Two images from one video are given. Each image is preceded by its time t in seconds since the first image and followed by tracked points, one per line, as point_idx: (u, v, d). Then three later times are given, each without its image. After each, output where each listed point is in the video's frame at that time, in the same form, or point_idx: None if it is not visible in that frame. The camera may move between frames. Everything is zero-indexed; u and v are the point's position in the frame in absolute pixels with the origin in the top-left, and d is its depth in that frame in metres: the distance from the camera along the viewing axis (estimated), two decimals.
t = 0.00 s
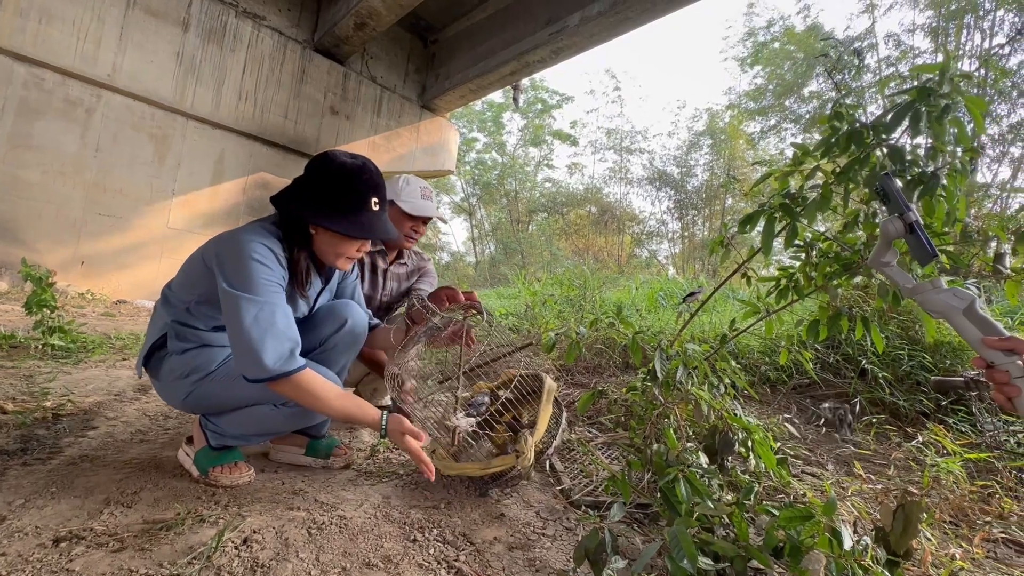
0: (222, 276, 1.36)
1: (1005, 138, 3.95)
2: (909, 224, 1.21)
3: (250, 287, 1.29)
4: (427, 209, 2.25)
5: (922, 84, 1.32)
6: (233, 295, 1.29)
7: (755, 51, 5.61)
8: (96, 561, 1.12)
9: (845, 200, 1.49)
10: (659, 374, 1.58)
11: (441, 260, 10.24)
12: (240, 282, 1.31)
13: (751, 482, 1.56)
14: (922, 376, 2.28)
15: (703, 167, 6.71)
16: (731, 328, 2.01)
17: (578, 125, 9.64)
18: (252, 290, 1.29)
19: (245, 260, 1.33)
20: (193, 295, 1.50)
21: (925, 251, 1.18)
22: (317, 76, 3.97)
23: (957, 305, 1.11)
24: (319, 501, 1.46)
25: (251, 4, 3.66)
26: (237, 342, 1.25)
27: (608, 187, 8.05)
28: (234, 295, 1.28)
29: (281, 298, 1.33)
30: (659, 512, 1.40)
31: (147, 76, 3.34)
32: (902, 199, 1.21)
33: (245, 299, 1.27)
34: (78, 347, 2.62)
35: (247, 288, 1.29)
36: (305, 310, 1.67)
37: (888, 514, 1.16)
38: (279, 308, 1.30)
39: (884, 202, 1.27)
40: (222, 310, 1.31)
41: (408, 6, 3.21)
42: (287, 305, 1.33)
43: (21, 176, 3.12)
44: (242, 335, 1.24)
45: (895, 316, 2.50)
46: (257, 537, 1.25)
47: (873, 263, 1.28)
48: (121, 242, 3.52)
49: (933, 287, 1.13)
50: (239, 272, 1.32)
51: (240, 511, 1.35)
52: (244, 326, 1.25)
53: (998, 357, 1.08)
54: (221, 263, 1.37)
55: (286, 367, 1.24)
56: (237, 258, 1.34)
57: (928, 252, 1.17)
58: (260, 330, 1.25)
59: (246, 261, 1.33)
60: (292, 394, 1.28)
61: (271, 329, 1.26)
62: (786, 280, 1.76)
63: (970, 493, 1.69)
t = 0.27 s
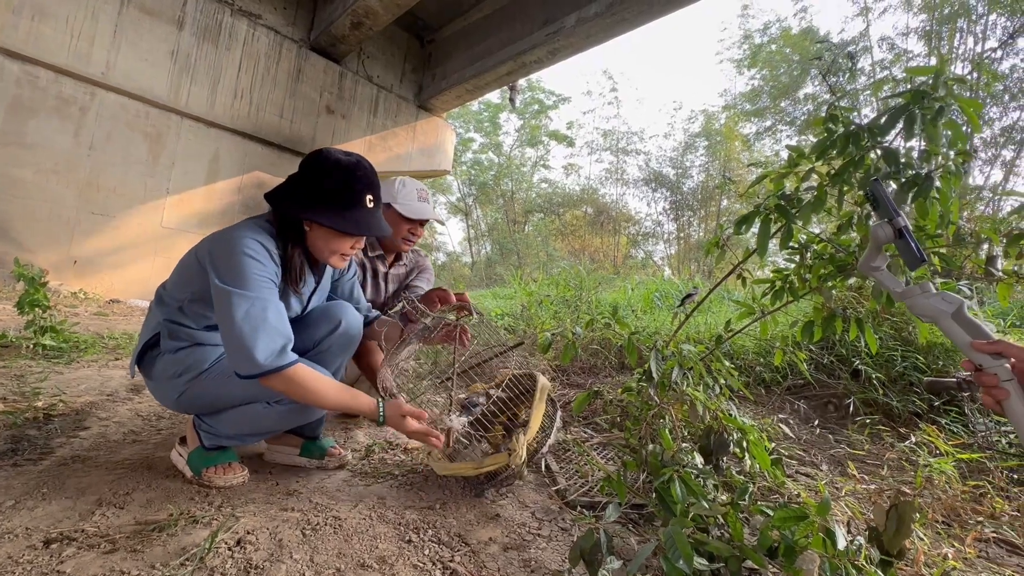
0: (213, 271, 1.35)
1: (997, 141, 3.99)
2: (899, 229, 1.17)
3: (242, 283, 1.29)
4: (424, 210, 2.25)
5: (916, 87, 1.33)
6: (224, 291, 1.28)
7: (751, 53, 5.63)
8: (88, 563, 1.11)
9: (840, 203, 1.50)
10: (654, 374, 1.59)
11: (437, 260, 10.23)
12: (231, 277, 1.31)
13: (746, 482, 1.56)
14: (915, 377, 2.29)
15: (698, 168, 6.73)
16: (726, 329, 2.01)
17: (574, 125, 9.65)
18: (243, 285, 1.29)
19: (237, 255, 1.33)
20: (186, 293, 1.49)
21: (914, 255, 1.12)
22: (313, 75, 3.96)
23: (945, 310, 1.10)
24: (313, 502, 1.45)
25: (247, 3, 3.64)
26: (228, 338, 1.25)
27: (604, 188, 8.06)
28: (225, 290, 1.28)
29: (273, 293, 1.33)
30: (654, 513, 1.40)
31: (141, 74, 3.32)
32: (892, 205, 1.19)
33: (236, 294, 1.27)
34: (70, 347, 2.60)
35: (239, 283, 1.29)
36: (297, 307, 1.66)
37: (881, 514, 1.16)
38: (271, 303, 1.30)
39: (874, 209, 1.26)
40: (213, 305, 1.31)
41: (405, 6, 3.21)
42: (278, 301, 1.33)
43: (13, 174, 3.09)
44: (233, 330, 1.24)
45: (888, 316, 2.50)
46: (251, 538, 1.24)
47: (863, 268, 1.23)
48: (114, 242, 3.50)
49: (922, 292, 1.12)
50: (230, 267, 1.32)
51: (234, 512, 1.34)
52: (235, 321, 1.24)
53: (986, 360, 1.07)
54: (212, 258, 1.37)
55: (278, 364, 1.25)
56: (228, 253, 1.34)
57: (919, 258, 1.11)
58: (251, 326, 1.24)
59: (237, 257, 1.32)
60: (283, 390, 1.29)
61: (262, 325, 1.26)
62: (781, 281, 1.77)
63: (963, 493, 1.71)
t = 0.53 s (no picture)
0: (198, 271, 1.35)
1: (989, 144, 4.02)
2: (887, 233, 1.17)
3: (226, 281, 1.29)
4: (419, 211, 2.25)
5: (912, 92, 1.33)
6: (208, 289, 1.29)
7: (747, 56, 5.65)
8: (77, 564, 1.10)
9: (835, 205, 1.51)
10: (649, 375, 1.59)
11: (433, 260, 10.21)
12: (215, 275, 1.31)
13: (740, 482, 1.56)
14: (908, 378, 2.30)
15: (694, 170, 6.74)
16: (721, 330, 2.01)
17: (571, 126, 9.66)
18: (227, 284, 1.29)
19: (221, 254, 1.33)
20: (173, 292, 1.49)
21: (900, 258, 1.14)
22: (309, 74, 3.94)
23: (935, 312, 1.09)
24: (306, 503, 1.45)
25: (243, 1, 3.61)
26: (210, 336, 1.25)
27: (600, 188, 8.07)
28: (208, 288, 1.28)
29: (257, 292, 1.33)
30: (649, 513, 1.40)
31: (135, 72, 3.29)
32: (881, 209, 1.21)
33: (219, 292, 1.27)
34: (62, 347, 2.58)
35: (223, 282, 1.29)
36: (287, 309, 1.65)
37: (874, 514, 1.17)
38: (254, 302, 1.30)
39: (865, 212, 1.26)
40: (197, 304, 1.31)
41: (401, 6, 3.20)
42: (262, 300, 1.33)
43: (4, 172, 3.07)
44: (215, 328, 1.24)
45: (883, 318, 2.48)
46: (243, 539, 1.23)
47: (853, 271, 1.24)
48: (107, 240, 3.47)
49: (912, 295, 1.11)
50: (215, 266, 1.32)
51: (226, 513, 1.34)
52: (218, 319, 1.25)
53: (974, 362, 1.06)
54: (197, 258, 1.37)
55: (259, 361, 1.24)
56: (213, 253, 1.34)
57: (905, 261, 1.13)
58: (232, 324, 1.25)
59: (222, 256, 1.33)
60: (265, 388, 1.28)
61: (244, 323, 1.26)
62: (776, 283, 1.77)
63: (955, 493, 1.72)
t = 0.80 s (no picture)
0: (184, 273, 1.35)
1: (980, 147, 4.06)
2: (880, 232, 1.18)
3: (211, 283, 1.29)
4: (413, 210, 2.24)
5: (904, 94, 1.35)
6: (193, 292, 1.29)
7: (742, 58, 5.67)
8: (66, 567, 1.09)
9: (828, 207, 1.51)
10: (643, 376, 1.59)
11: (428, 261, 10.20)
12: (201, 277, 1.31)
13: (734, 483, 1.57)
14: (900, 379, 2.31)
15: (689, 171, 6.76)
16: (715, 331, 2.02)
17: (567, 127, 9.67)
18: (212, 286, 1.29)
19: (207, 256, 1.33)
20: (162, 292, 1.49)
21: (894, 258, 1.12)
22: (304, 73, 3.92)
23: (926, 312, 1.08)
24: (299, 504, 1.44)
25: None
26: (197, 338, 1.25)
27: (596, 189, 8.08)
28: (194, 290, 1.28)
29: (244, 293, 1.32)
30: (643, 514, 1.40)
31: (129, 70, 3.27)
32: (875, 209, 1.20)
33: (204, 294, 1.27)
34: (53, 346, 2.56)
35: (208, 283, 1.29)
36: (277, 309, 1.65)
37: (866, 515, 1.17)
38: (240, 304, 1.29)
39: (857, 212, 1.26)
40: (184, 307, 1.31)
41: (397, 6, 3.19)
42: (249, 301, 1.33)
43: None
44: (202, 331, 1.24)
45: (874, 319, 2.50)
46: (235, 541, 1.23)
47: (846, 270, 1.24)
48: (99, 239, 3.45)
49: (903, 294, 1.11)
50: (200, 268, 1.32)
51: (217, 515, 1.33)
52: (204, 321, 1.25)
53: (965, 362, 1.05)
54: (184, 259, 1.37)
55: (245, 363, 1.24)
56: (199, 255, 1.34)
57: (898, 260, 1.11)
58: (218, 326, 1.25)
59: (207, 257, 1.33)
60: (253, 390, 1.28)
61: (230, 324, 1.26)
62: (770, 284, 1.78)
63: (946, 493, 1.73)
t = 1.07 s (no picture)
0: (177, 274, 1.34)
1: (972, 150, 4.09)
2: (873, 232, 1.17)
3: (203, 284, 1.29)
4: (408, 211, 2.24)
5: (894, 95, 1.36)
6: (185, 294, 1.28)
7: (737, 60, 5.70)
8: (54, 569, 1.09)
9: (821, 208, 1.52)
10: (637, 377, 1.59)
11: (424, 261, 10.18)
12: (193, 279, 1.30)
13: (727, 484, 1.57)
14: (892, 380, 2.33)
15: (685, 173, 6.78)
16: (710, 331, 2.02)
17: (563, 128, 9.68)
18: (204, 288, 1.28)
19: (199, 257, 1.32)
20: (157, 292, 1.48)
21: (886, 258, 1.12)
22: (299, 72, 3.91)
23: (917, 312, 1.09)
24: (292, 506, 1.43)
25: None
26: (188, 341, 1.25)
27: (592, 190, 8.09)
28: (185, 292, 1.28)
29: (236, 295, 1.32)
30: (637, 515, 1.41)
31: (122, 68, 3.25)
32: (868, 208, 1.20)
33: (196, 296, 1.27)
34: (44, 346, 2.53)
35: (200, 285, 1.29)
36: (274, 310, 1.64)
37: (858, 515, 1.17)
38: (232, 305, 1.29)
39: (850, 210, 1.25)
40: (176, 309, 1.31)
41: (394, 6, 3.18)
42: (241, 302, 1.32)
43: None
44: (193, 332, 1.24)
45: (867, 320, 2.52)
46: (226, 543, 1.22)
47: (838, 270, 1.23)
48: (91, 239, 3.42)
49: (895, 294, 1.12)
50: (193, 270, 1.31)
51: (209, 516, 1.32)
52: (195, 323, 1.24)
53: (955, 362, 1.05)
54: (177, 260, 1.36)
55: (236, 366, 1.23)
56: (191, 256, 1.34)
57: (890, 259, 1.11)
58: (210, 328, 1.24)
59: (199, 258, 1.32)
60: (244, 393, 1.27)
61: (221, 326, 1.25)
62: (764, 285, 1.79)
63: (938, 494, 1.74)
